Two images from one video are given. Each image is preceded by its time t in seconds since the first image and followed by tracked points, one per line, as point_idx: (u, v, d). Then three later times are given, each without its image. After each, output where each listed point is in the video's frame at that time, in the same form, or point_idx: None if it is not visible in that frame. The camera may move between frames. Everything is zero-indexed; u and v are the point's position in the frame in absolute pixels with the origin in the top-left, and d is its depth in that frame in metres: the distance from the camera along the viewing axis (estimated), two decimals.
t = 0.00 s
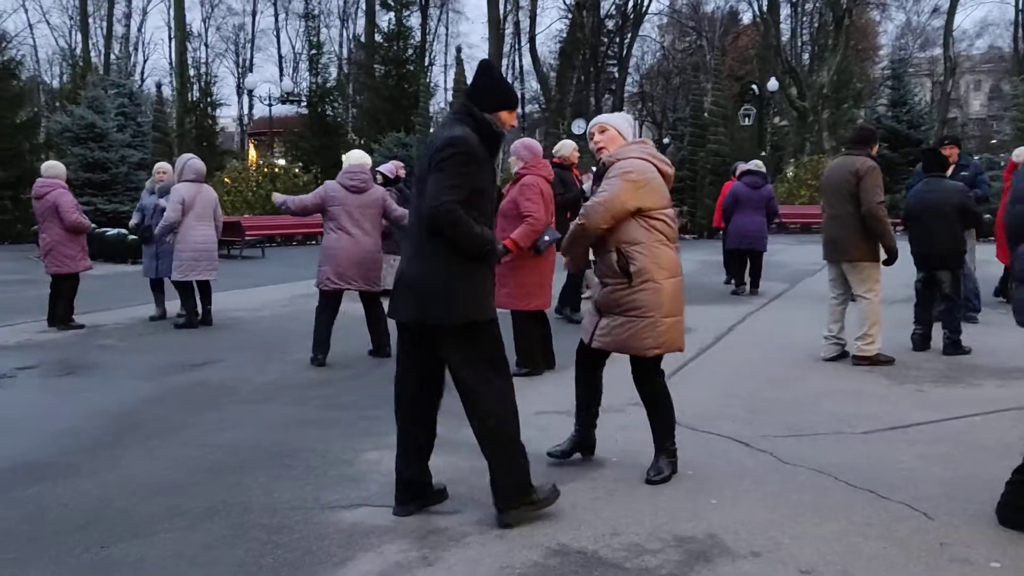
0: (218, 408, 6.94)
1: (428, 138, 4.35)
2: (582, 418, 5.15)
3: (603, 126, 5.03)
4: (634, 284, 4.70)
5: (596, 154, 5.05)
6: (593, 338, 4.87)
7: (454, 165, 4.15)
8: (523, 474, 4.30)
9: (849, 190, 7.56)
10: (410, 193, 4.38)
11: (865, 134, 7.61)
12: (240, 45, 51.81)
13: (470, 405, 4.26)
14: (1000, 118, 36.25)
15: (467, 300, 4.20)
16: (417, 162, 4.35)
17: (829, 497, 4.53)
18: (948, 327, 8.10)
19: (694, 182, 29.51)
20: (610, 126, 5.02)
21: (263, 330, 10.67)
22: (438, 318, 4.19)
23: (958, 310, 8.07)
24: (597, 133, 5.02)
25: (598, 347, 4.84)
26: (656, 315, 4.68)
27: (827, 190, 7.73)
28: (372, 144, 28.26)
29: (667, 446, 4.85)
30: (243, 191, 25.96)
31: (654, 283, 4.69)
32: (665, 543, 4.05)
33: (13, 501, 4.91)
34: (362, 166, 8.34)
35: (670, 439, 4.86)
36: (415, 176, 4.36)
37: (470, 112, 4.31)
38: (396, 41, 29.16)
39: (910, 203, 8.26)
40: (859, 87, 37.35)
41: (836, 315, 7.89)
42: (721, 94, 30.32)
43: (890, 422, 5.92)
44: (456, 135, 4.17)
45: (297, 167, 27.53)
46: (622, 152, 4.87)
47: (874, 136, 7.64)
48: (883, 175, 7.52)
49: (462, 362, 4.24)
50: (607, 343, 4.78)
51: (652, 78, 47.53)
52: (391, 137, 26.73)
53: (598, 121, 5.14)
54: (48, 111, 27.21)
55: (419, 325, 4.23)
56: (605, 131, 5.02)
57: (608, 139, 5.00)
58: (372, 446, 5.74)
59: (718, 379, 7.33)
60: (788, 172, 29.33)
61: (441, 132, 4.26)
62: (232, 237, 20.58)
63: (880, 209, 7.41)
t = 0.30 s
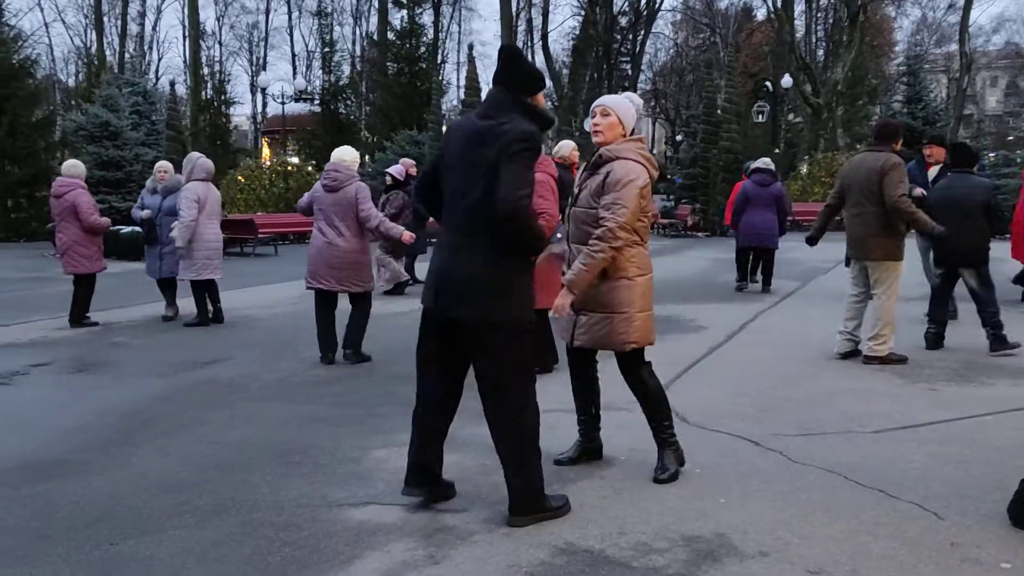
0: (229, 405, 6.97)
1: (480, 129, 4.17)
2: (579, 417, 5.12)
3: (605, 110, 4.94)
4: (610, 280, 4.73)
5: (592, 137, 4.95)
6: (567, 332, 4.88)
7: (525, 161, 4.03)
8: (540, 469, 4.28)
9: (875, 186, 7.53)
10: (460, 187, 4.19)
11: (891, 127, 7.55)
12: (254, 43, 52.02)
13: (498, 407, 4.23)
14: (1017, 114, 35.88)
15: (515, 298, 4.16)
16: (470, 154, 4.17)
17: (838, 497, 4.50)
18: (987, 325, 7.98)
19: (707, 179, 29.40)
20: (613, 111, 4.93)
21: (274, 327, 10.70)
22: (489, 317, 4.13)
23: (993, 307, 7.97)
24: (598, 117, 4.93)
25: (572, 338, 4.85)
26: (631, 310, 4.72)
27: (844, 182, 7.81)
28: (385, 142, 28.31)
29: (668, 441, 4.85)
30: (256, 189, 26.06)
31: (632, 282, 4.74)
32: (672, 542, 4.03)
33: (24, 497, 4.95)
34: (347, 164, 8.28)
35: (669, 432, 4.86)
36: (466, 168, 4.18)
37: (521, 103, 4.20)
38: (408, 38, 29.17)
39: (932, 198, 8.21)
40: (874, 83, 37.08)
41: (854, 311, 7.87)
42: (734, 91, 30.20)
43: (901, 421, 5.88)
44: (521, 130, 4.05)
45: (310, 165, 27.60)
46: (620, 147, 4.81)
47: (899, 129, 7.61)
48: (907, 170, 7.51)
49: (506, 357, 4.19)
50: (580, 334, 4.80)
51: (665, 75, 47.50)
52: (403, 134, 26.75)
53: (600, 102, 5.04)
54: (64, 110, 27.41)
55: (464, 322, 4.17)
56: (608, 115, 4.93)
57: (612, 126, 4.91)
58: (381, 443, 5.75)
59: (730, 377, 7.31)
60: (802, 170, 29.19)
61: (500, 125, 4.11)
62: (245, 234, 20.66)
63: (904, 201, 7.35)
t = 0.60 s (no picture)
0: (239, 404, 7.00)
1: (526, 142, 4.12)
2: (582, 416, 5.10)
3: (621, 119, 4.85)
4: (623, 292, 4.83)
5: (605, 145, 4.87)
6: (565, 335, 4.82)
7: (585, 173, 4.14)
8: (550, 472, 4.28)
9: (896, 190, 7.49)
10: (515, 201, 4.08)
11: (912, 125, 7.51)
12: (267, 43, 52.20)
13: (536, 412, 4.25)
14: None
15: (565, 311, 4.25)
16: (519, 167, 4.10)
17: (848, 497, 4.48)
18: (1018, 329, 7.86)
19: (720, 178, 29.27)
20: (628, 122, 4.85)
21: (286, 326, 10.74)
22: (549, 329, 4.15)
23: None
24: (615, 126, 4.84)
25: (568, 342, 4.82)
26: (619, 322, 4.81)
27: (866, 182, 7.75)
28: (397, 141, 28.35)
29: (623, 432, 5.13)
30: (268, 188, 26.15)
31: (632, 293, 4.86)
32: (680, 542, 4.02)
33: (34, 495, 4.98)
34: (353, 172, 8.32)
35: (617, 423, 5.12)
36: (515, 181, 4.10)
37: (549, 116, 4.25)
38: (420, 38, 29.19)
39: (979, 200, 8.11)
40: (888, 81, 36.82)
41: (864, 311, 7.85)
42: (747, 89, 30.05)
43: (913, 421, 5.84)
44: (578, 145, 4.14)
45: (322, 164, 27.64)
46: (640, 162, 4.84)
47: (917, 129, 7.57)
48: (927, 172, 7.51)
49: (539, 370, 4.21)
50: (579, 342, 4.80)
51: (678, 74, 47.40)
52: (416, 133, 26.77)
53: (612, 109, 4.95)
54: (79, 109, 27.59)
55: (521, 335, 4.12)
56: (623, 124, 4.85)
57: (627, 134, 4.84)
58: (391, 443, 5.76)
59: (742, 377, 7.27)
60: (816, 168, 29.04)
61: (551, 139, 4.13)
62: (257, 234, 20.76)
63: (931, 207, 7.34)
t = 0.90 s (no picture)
0: (253, 403, 7.04)
1: (516, 129, 4.13)
2: (590, 417, 5.08)
3: (638, 122, 4.87)
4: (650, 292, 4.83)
5: (620, 146, 4.84)
6: (596, 338, 4.77)
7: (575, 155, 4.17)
8: (557, 473, 4.27)
9: (906, 189, 7.45)
10: (510, 190, 4.10)
11: (925, 126, 7.52)
12: (283, 43, 52.49)
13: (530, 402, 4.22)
14: None
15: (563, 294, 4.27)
16: (512, 155, 4.11)
17: (858, 500, 4.45)
18: None
19: (734, 178, 29.17)
20: (645, 125, 4.86)
21: (298, 326, 10.77)
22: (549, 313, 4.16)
23: None
24: (634, 128, 4.84)
25: (598, 344, 4.77)
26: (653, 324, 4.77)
27: (877, 181, 7.71)
28: (412, 141, 28.45)
29: (670, 437, 4.83)
30: (283, 188, 26.25)
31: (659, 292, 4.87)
32: (688, 543, 4.01)
33: (47, 493, 5.03)
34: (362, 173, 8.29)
35: (671, 427, 4.84)
36: (509, 170, 4.11)
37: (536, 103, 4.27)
38: (435, 38, 29.28)
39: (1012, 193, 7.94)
40: (905, 81, 36.63)
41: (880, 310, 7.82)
42: (763, 89, 29.91)
43: (926, 422, 5.81)
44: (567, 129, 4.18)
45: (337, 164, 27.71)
46: (657, 164, 4.87)
47: (930, 129, 7.55)
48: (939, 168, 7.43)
49: (531, 358, 4.19)
50: (614, 344, 4.71)
51: (694, 74, 47.38)
52: (430, 133, 26.80)
53: (628, 112, 4.95)
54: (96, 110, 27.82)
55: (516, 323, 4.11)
56: (641, 126, 4.86)
57: (645, 136, 4.84)
58: (401, 442, 5.78)
59: (753, 378, 7.22)
60: (831, 169, 28.88)
61: (542, 122, 4.15)
62: (272, 233, 20.86)
63: (944, 203, 7.30)
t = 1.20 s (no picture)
0: (264, 404, 7.07)
1: (468, 134, 4.22)
2: (609, 421, 5.07)
3: (643, 117, 4.85)
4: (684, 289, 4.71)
5: (628, 143, 4.82)
6: (635, 345, 4.68)
7: (524, 152, 4.14)
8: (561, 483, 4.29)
9: (902, 192, 7.49)
10: (463, 193, 4.19)
11: (932, 129, 7.45)
12: (299, 46, 52.75)
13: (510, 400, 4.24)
14: None
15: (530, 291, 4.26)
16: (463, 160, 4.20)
17: (867, 504, 4.42)
18: None
19: (749, 180, 29.05)
20: (651, 119, 4.83)
21: (310, 327, 10.81)
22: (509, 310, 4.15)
23: None
24: (639, 123, 4.82)
25: (640, 354, 4.68)
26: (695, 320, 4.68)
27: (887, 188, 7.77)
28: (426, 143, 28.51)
29: (685, 455, 4.71)
30: (297, 190, 26.37)
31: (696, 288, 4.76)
32: (695, 548, 3.99)
33: (59, 493, 5.06)
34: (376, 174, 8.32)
35: (690, 447, 4.72)
36: (462, 174, 4.20)
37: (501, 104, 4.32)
38: (449, 40, 29.34)
39: None
40: (922, 82, 36.40)
41: (901, 315, 7.79)
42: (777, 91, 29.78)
43: (938, 427, 5.76)
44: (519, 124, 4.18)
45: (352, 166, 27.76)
46: (665, 155, 4.83)
47: (939, 131, 7.47)
48: (934, 169, 7.34)
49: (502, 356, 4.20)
50: (657, 353, 4.61)
51: (709, 75, 47.31)
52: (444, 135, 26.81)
53: (633, 110, 4.94)
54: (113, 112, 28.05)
55: (480, 323, 4.16)
56: (646, 121, 4.84)
57: (650, 130, 4.82)
58: (410, 444, 5.79)
59: (763, 382, 7.18)
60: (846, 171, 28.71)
61: (493, 123, 4.20)
62: (286, 235, 20.97)
63: (926, 204, 7.25)
